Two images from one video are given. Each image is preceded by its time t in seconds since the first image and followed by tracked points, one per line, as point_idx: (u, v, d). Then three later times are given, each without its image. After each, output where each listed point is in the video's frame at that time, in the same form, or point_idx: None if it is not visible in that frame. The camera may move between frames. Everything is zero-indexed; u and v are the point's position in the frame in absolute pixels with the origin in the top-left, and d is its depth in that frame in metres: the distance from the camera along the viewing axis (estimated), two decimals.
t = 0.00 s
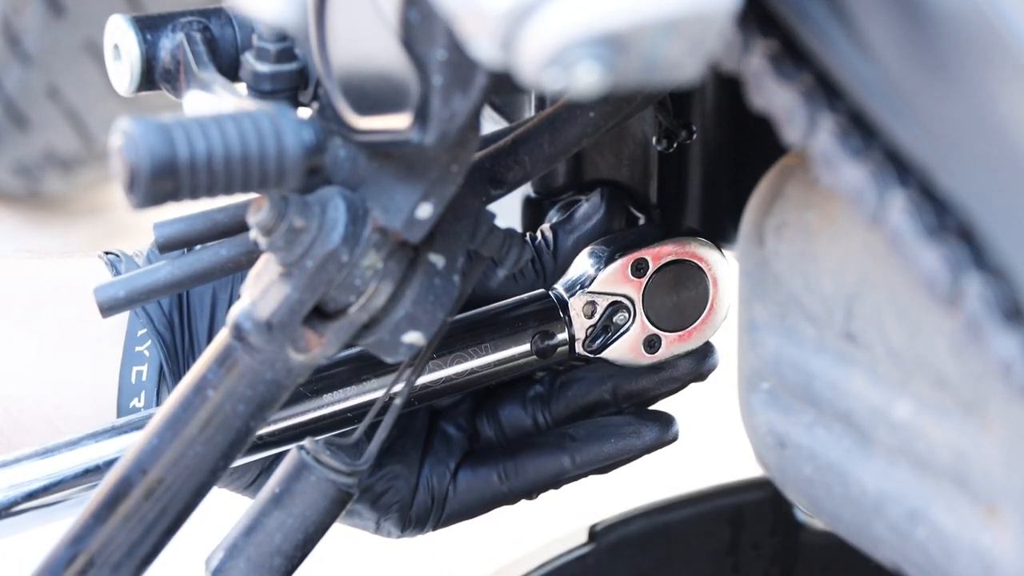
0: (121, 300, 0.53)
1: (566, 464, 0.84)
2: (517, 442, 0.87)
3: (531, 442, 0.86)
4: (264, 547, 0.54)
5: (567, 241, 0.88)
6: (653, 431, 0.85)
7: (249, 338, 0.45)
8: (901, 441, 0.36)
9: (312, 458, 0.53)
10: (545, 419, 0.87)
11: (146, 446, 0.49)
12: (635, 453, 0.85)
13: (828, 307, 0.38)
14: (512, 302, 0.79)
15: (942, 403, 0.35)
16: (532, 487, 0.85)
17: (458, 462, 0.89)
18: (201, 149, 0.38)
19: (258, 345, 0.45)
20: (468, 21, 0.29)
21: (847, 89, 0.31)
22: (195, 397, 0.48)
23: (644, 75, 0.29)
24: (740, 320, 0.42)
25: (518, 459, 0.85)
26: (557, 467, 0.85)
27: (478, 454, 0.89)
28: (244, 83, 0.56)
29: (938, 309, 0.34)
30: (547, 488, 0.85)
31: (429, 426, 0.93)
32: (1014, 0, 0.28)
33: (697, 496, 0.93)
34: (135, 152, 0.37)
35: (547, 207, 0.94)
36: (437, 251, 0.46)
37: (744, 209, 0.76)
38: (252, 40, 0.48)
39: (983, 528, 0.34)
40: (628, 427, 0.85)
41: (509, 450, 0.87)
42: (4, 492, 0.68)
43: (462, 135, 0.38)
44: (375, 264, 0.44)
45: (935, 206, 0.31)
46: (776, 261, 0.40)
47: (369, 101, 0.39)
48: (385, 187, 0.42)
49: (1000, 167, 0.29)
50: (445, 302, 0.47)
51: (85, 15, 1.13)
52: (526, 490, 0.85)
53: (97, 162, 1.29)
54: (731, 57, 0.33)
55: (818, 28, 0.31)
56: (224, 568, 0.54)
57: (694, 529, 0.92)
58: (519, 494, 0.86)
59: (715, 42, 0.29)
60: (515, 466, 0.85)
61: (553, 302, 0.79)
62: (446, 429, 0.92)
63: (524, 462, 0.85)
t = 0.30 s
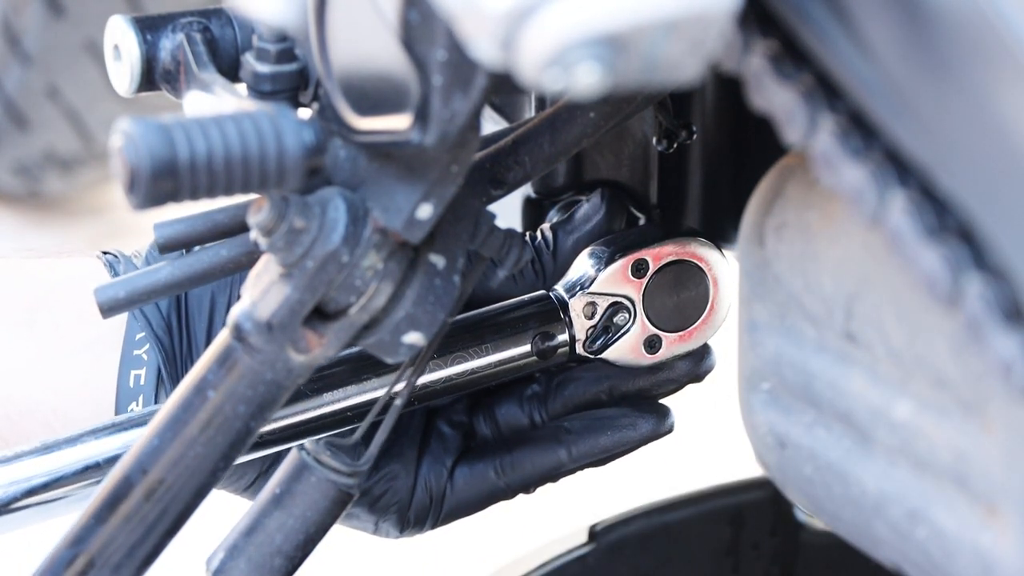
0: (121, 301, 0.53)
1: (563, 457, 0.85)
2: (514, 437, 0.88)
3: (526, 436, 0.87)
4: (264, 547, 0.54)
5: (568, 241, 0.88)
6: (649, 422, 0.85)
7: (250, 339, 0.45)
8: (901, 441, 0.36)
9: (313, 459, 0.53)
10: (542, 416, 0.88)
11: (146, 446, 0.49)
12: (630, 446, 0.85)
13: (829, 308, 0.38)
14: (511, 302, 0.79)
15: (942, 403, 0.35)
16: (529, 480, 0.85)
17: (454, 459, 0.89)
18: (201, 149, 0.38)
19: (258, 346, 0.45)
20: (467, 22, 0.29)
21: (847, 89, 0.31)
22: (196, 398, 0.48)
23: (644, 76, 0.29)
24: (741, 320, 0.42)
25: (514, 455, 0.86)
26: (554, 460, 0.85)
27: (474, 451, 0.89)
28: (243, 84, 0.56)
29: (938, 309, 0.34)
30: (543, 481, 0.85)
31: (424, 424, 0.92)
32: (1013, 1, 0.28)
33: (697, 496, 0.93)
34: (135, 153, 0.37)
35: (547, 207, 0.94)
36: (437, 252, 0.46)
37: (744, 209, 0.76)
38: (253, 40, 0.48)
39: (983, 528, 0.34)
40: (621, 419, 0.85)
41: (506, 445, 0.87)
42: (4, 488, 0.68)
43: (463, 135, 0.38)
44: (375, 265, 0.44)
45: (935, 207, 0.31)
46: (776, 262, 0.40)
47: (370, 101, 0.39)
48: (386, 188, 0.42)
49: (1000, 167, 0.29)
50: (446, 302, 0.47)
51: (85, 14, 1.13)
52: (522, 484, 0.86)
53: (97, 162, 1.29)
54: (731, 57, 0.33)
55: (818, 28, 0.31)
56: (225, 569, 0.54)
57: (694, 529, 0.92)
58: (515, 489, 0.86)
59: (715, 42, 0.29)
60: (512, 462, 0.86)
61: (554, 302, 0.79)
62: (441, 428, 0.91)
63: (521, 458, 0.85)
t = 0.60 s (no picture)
0: (122, 302, 0.52)
1: (560, 454, 0.86)
2: (509, 435, 0.88)
3: (521, 434, 0.87)
4: (265, 547, 0.54)
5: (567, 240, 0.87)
6: (640, 417, 0.87)
7: (250, 340, 0.45)
8: (901, 441, 0.36)
9: (313, 459, 0.53)
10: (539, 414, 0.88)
11: (146, 447, 0.49)
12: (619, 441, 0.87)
13: (829, 308, 0.38)
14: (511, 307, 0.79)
15: (943, 403, 0.35)
16: (524, 478, 0.86)
17: (448, 458, 0.89)
18: (202, 150, 0.38)
19: (258, 346, 0.45)
20: (468, 24, 0.29)
21: (847, 89, 0.31)
22: (196, 398, 0.48)
23: (643, 78, 0.29)
24: (741, 320, 0.42)
25: (510, 451, 0.86)
26: (547, 458, 0.86)
27: (469, 449, 0.88)
28: (243, 84, 0.56)
29: (938, 310, 0.34)
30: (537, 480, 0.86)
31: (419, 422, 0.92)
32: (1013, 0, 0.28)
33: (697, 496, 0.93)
34: (136, 154, 0.37)
35: (547, 207, 0.94)
36: (437, 253, 0.46)
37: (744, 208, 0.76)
38: (253, 41, 0.48)
39: (983, 529, 0.34)
40: (613, 416, 0.86)
41: (500, 444, 0.87)
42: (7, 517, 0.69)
43: (463, 136, 0.38)
44: (375, 266, 0.44)
45: (935, 207, 0.31)
46: (776, 262, 0.40)
47: (370, 102, 0.38)
48: (386, 188, 0.42)
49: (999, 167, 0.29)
50: (446, 303, 0.47)
51: (85, 14, 1.13)
52: (517, 482, 0.86)
53: (97, 162, 1.29)
54: (731, 58, 0.33)
55: (818, 28, 0.31)
56: (225, 569, 0.54)
57: (694, 528, 0.92)
58: (509, 488, 0.87)
59: (715, 43, 0.29)
60: (508, 459, 0.86)
61: (554, 306, 0.79)
62: (436, 426, 0.91)
63: (517, 457, 0.86)
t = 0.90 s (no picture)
0: (122, 302, 0.52)
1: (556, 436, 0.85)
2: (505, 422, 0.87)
3: (515, 420, 0.86)
4: (265, 548, 0.53)
5: (572, 239, 0.85)
6: (631, 384, 0.84)
7: (250, 340, 0.45)
8: (901, 441, 0.36)
9: (313, 459, 0.53)
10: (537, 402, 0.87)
11: (146, 447, 0.49)
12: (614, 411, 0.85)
13: (829, 308, 0.38)
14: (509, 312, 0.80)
15: (943, 404, 0.35)
16: (520, 465, 0.86)
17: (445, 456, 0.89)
18: (201, 149, 0.38)
19: (258, 346, 0.45)
20: (468, 25, 0.29)
21: (845, 88, 0.31)
22: (196, 398, 0.48)
23: (643, 78, 0.29)
24: (741, 320, 0.42)
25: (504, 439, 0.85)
26: (543, 442, 0.85)
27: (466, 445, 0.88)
28: (243, 84, 0.57)
29: (938, 309, 0.34)
30: (535, 464, 0.86)
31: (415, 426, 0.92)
32: None
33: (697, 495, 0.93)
34: (136, 153, 0.37)
35: (547, 207, 0.94)
36: (437, 253, 0.46)
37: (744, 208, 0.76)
38: (253, 41, 0.48)
39: (984, 529, 0.34)
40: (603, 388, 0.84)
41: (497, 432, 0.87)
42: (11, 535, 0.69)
43: (463, 136, 0.38)
44: (376, 266, 0.44)
45: (935, 207, 0.31)
46: (777, 262, 0.40)
47: (370, 102, 0.38)
48: (386, 189, 0.42)
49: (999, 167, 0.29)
50: (446, 303, 0.47)
51: (85, 14, 1.13)
52: (514, 469, 0.86)
53: (97, 162, 1.29)
54: (731, 58, 0.33)
55: (818, 27, 0.31)
56: (225, 569, 0.54)
57: (695, 527, 0.92)
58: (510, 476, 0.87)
59: (715, 43, 0.29)
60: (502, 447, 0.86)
61: (552, 309, 0.79)
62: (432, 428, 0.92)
63: (510, 444, 0.85)
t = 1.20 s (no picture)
0: (122, 302, 0.53)
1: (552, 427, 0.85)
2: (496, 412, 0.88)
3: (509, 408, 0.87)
4: (264, 548, 0.53)
5: (574, 243, 0.86)
6: (629, 384, 0.82)
7: (250, 340, 0.45)
8: (901, 441, 0.36)
9: (313, 459, 0.53)
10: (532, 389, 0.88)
11: (146, 448, 0.49)
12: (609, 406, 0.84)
13: (829, 308, 0.38)
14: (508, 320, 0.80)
15: (943, 404, 0.35)
16: (514, 452, 0.87)
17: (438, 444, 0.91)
18: (202, 150, 0.38)
19: (259, 346, 0.45)
20: (469, 24, 0.29)
21: (846, 87, 0.31)
22: (196, 398, 0.48)
23: (643, 78, 0.29)
24: (740, 319, 0.42)
25: (499, 428, 0.87)
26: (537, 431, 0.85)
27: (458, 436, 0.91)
28: (242, 85, 0.57)
29: (938, 309, 0.34)
30: (526, 453, 0.87)
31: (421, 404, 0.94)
32: None
33: (697, 495, 0.93)
34: (136, 153, 0.37)
35: (547, 207, 0.93)
36: (437, 253, 0.46)
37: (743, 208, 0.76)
38: (253, 41, 0.48)
39: (985, 529, 0.34)
40: (598, 381, 0.83)
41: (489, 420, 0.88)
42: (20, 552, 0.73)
43: (463, 136, 0.38)
44: (376, 266, 0.44)
45: (935, 208, 0.31)
46: (776, 261, 0.40)
47: (370, 102, 0.38)
48: (386, 189, 0.42)
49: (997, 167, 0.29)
50: (446, 303, 0.47)
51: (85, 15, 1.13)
52: (508, 457, 0.87)
53: (97, 162, 1.29)
54: (731, 58, 0.33)
55: (817, 27, 0.31)
56: (226, 569, 0.54)
57: (695, 528, 0.92)
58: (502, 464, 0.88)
59: (716, 44, 0.29)
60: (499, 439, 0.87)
61: (552, 315, 0.79)
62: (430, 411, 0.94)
63: (506, 435, 0.86)
